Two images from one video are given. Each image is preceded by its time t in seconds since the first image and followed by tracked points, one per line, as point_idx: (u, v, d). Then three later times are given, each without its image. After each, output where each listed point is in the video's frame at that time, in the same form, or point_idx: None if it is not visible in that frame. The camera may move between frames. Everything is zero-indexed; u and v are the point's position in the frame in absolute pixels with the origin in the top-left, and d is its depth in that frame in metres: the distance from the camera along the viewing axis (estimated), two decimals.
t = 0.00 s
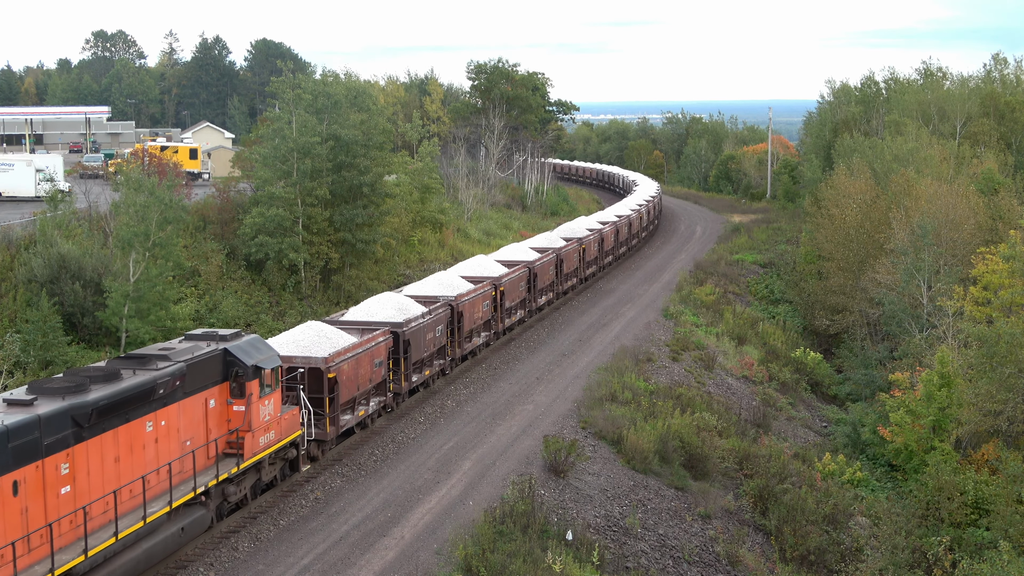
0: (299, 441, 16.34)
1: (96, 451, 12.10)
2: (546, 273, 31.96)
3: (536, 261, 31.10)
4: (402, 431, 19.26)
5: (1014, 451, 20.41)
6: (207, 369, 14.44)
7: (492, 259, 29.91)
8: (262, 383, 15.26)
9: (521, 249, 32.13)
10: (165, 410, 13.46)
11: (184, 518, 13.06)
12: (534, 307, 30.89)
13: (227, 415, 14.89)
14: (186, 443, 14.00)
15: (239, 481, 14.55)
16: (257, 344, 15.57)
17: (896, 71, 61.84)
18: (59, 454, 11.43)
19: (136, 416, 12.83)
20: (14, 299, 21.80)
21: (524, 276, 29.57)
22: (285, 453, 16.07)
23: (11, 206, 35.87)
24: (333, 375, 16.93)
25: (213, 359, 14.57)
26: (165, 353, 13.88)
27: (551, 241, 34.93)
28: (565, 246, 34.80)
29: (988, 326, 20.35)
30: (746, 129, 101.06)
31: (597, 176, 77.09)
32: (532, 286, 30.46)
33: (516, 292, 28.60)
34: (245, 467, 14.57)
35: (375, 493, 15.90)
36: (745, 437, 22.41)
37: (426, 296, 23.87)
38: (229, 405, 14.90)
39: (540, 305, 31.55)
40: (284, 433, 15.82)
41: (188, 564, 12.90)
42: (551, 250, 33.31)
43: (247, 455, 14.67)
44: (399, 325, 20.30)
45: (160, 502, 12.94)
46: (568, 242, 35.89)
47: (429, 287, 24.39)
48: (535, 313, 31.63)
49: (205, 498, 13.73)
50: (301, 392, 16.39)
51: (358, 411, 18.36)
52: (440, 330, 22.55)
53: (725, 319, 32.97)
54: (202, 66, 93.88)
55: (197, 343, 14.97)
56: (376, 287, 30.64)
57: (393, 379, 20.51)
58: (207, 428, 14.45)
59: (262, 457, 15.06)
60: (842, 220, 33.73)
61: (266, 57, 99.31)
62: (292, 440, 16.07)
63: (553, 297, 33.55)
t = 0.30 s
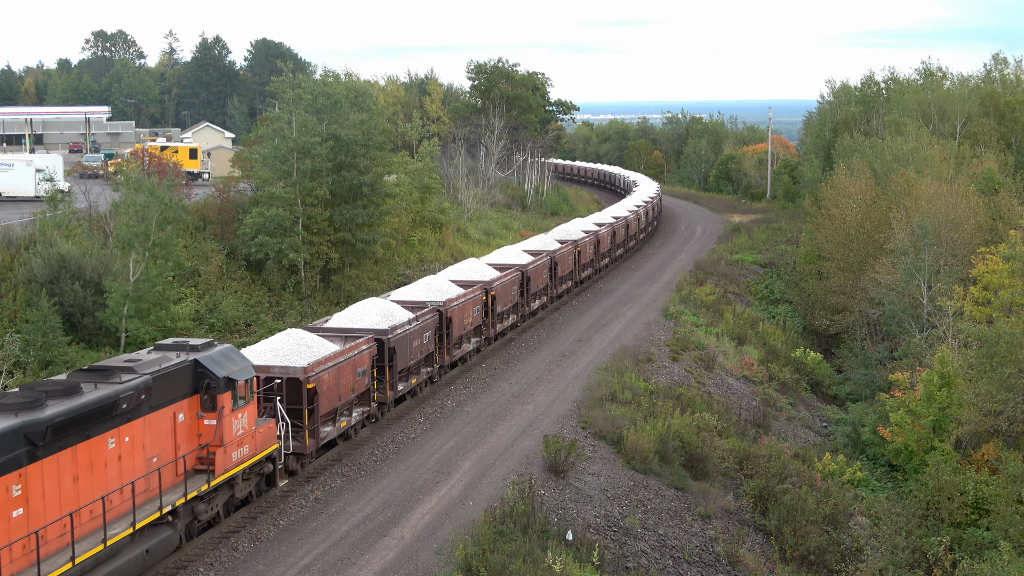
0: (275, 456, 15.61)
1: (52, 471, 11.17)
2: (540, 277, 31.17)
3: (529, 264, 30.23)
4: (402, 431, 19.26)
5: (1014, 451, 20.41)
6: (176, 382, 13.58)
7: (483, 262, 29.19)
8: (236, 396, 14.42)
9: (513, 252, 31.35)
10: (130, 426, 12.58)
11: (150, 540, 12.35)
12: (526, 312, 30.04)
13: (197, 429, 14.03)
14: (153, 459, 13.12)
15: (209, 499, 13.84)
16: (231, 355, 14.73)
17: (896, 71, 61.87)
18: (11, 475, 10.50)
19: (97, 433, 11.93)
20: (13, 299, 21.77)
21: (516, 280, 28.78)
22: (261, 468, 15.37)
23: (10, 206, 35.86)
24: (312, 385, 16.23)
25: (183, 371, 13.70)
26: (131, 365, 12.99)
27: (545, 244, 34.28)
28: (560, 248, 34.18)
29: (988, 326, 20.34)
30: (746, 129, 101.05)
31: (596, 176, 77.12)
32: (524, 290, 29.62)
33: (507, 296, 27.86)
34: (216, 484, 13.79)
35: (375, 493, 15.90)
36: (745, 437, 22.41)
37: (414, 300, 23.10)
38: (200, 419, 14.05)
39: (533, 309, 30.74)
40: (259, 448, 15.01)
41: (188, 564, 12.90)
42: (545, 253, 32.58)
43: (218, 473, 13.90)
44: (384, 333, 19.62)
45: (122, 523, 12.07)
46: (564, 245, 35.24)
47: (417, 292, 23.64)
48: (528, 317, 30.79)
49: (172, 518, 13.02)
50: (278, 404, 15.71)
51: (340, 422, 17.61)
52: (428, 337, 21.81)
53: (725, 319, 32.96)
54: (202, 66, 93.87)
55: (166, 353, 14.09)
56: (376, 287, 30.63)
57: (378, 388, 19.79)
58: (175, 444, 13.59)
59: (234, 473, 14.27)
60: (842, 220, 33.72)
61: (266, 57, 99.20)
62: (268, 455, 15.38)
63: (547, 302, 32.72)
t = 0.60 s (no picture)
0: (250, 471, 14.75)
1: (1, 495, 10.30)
2: (533, 281, 30.40)
3: (522, 268, 29.46)
4: (402, 431, 19.27)
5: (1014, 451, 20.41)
6: (142, 395, 12.69)
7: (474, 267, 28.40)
8: (206, 409, 13.52)
9: (506, 255, 30.52)
10: (89, 443, 11.70)
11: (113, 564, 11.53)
12: (518, 316, 29.29)
13: (165, 444, 13.16)
14: (115, 478, 12.25)
15: (177, 518, 12.93)
16: (201, 365, 13.84)
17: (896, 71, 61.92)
18: None
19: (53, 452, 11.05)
20: (14, 299, 21.73)
21: (508, 284, 27.98)
22: (235, 484, 14.47)
23: (10, 206, 35.87)
24: (289, 397, 15.48)
25: (149, 384, 12.82)
26: (92, 378, 12.12)
27: (539, 247, 33.55)
28: (554, 252, 33.47)
29: (988, 326, 20.33)
30: (747, 129, 101.10)
31: (596, 176, 77.15)
32: (516, 294, 28.87)
33: (499, 300, 27.04)
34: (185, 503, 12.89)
35: (375, 493, 15.90)
36: (745, 437, 22.42)
37: (401, 308, 22.25)
38: (167, 434, 13.15)
39: (526, 314, 30.06)
40: (233, 463, 14.15)
41: (188, 564, 12.88)
42: (538, 257, 31.85)
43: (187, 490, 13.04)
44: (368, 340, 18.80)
45: (79, 548, 11.24)
46: (557, 248, 34.52)
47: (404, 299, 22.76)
48: (520, 322, 30.05)
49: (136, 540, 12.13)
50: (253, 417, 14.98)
51: (319, 434, 16.85)
52: (415, 344, 21.02)
53: (725, 318, 32.97)
54: (202, 66, 93.93)
55: (131, 364, 13.20)
56: (376, 287, 30.63)
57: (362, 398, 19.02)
58: (140, 461, 12.71)
59: (205, 491, 13.42)
60: (842, 220, 33.74)
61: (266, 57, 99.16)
62: (242, 471, 14.52)
63: (541, 306, 31.98)
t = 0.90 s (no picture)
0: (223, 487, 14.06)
1: None
2: (526, 285, 29.66)
3: (514, 271, 28.77)
4: (402, 431, 19.26)
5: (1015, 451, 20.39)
6: (103, 410, 11.99)
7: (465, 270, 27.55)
8: (173, 424, 12.87)
9: (498, 258, 29.74)
10: (44, 462, 11.00)
11: None
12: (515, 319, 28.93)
13: (128, 462, 12.48)
14: (73, 498, 11.54)
15: (142, 539, 12.24)
16: (169, 379, 13.15)
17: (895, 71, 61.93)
18: None
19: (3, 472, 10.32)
20: (13, 299, 21.65)
21: (500, 288, 27.12)
22: (206, 502, 13.77)
23: (10, 206, 35.84)
24: (265, 409, 14.75)
25: (112, 398, 12.13)
26: (49, 393, 11.42)
27: (532, 249, 32.57)
28: (548, 255, 32.55)
29: (988, 326, 20.32)
30: (747, 129, 101.07)
31: (596, 176, 77.16)
32: (508, 298, 28.16)
33: (490, 305, 26.16)
34: (149, 523, 12.22)
35: (375, 493, 15.89)
36: (745, 437, 22.41)
37: (386, 313, 21.41)
38: (131, 450, 12.47)
39: (518, 318, 29.13)
40: (202, 481, 13.46)
41: (188, 564, 12.88)
42: (532, 260, 30.94)
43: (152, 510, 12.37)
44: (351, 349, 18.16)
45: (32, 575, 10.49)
46: (552, 250, 33.62)
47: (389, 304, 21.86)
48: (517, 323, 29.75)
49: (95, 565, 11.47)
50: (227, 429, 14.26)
51: (298, 447, 16.14)
52: (401, 351, 20.28)
53: (725, 318, 32.96)
54: (202, 66, 94.13)
55: (93, 377, 12.49)
56: (376, 287, 30.64)
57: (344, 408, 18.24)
58: (101, 480, 12.02)
59: (171, 510, 12.73)
60: (842, 220, 33.74)
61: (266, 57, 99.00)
62: (213, 487, 13.81)
63: (535, 310, 31.24)
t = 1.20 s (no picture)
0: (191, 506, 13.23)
1: None
2: (518, 288, 28.69)
3: (507, 275, 27.73)
4: (402, 431, 19.27)
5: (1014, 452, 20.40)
6: (60, 427, 11.15)
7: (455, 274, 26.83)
8: (138, 440, 12.03)
9: (490, 261, 28.84)
10: None
11: None
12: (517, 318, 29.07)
13: (89, 481, 11.65)
14: (27, 522, 10.72)
15: (102, 563, 11.50)
16: (134, 391, 12.28)
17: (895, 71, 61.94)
18: None
19: None
20: (13, 299, 21.59)
21: (492, 292, 26.35)
22: (172, 522, 12.96)
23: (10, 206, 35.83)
24: (238, 424, 13.81)
25: (70, 415, 11.30)
26: None
27: (526, 252, 31.91)
28: (541, 257, 31.81)
29: (988, 326, 20.33)
30: (747, 129, 101.09)
31: (596, 176, 77.18)
32: (500, 303, 27.17)
33: (481, 310, 25.38)
34: (110, 547, 11.43)
35: (375, 493, 15.89)
36: (745, 437, 22.41)
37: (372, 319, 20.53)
38: (92, 469, 11.66)
39: (511, 324, 28.34)
40: (170, 499, 12.67)
41: (188, 564, 12.87)
42: (525, 263, 30.19)
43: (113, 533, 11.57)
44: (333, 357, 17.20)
45: None
46: (546, 253, 32.90)
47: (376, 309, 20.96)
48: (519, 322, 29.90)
49: None
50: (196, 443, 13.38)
51: (274, 461, 15.24)
52: (386, 360, 19.41)
53: (725, 318, 32.97)
54: (202, 66, 94.24)
55: (52, 390, 11.64)
56: (375, 287, 30.63)
57: (325, 419, 17.32)
58: (57, 500, 11.20)
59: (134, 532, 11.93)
60: (842, 220, 33.75)
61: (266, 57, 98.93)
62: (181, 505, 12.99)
63: (527, 315, 30.33)
